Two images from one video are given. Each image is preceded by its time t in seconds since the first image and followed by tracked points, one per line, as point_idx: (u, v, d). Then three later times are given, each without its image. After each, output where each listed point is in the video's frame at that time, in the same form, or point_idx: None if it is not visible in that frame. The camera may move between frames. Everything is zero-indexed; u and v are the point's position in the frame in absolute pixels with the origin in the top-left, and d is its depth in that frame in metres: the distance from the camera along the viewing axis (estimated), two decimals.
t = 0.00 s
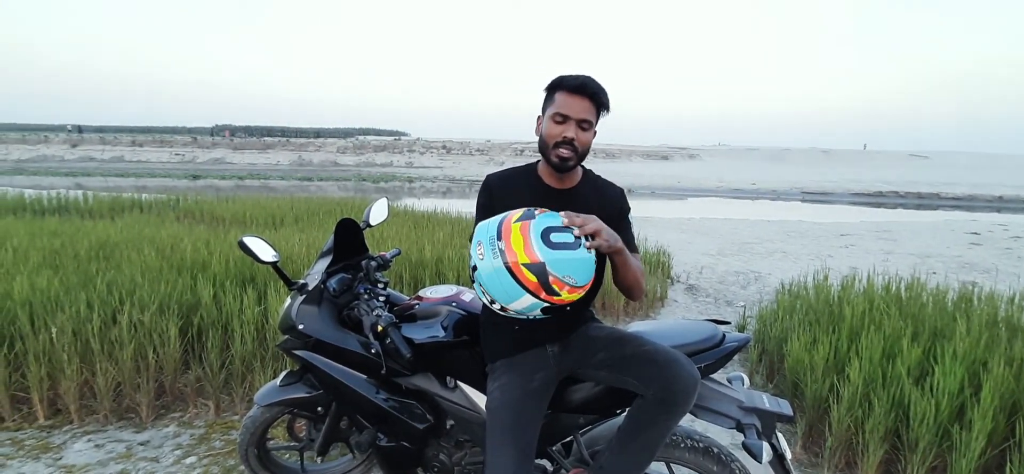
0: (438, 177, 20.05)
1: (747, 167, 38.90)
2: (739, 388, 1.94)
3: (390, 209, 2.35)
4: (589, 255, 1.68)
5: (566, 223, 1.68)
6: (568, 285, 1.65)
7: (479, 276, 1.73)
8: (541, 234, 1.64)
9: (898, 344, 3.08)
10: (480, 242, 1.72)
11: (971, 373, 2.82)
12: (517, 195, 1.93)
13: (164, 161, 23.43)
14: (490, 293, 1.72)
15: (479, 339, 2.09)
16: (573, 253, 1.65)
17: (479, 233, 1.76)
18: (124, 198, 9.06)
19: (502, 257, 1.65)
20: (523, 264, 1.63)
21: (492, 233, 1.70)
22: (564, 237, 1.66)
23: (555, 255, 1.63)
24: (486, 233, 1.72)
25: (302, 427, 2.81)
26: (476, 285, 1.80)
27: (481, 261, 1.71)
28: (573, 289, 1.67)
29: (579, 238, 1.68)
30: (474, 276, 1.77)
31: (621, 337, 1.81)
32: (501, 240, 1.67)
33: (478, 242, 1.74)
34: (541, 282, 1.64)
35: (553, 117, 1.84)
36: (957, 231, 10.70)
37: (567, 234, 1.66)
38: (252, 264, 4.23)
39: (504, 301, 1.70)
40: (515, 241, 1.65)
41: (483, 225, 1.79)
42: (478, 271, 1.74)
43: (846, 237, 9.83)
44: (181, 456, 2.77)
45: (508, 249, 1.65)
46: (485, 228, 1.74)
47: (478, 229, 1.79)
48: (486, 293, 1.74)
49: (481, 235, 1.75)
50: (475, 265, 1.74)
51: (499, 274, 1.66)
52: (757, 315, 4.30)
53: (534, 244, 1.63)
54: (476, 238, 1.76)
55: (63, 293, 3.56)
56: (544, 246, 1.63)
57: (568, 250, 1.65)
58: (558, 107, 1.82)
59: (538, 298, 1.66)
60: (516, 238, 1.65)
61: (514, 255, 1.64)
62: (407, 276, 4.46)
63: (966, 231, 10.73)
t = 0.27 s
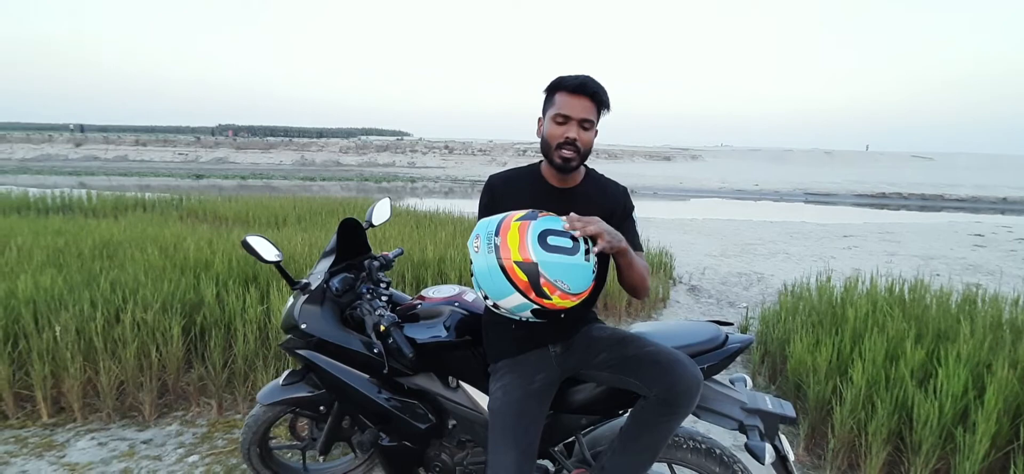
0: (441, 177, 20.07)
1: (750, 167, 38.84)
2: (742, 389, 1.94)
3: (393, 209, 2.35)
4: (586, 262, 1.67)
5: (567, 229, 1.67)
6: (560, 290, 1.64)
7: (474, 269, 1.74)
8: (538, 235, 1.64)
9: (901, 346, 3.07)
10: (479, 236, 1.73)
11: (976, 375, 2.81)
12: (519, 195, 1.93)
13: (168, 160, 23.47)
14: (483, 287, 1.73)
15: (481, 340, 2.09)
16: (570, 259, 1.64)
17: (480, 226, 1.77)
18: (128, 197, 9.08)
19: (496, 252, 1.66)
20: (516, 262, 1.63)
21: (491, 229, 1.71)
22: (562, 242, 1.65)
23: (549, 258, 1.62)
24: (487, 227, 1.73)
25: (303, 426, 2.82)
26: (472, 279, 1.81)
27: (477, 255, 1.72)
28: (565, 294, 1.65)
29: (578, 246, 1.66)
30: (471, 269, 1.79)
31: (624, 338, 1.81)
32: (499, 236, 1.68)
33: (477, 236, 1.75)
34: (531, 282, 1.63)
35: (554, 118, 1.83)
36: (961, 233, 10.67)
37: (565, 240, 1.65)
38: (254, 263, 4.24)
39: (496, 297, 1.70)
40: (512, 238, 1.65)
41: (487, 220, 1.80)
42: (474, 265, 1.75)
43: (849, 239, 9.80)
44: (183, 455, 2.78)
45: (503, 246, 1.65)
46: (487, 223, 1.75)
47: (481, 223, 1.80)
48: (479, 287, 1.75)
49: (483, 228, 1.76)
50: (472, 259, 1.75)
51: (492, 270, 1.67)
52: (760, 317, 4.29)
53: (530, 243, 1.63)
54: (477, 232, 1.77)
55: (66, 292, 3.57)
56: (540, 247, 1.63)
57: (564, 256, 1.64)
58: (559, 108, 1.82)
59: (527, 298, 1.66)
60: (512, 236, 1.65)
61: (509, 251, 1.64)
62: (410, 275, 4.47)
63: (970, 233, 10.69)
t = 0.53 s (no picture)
0: (443, 177, 20.08)
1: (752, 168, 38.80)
2: (744, 390, 1.94)
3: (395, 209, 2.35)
4: (586, 266, 1.67)
5: (568, 233, 1.67)
6: (560, 294, 1.64)
7: (474, 272, 1.74)
8: (539, 239, 1.64)
9: (904, 347, 3.06)
10: (480, 239, 1.73)
11: (979, 376, 2.80)
12: (521, 195, 1.93)
13: (171, 160, 23.51)
14: (484, 291, 1.73)
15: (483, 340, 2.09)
16: (570, 263, 1.64)
17: (481, 229, 1.77)
18: (131, 197, 9.10)
19: (497, 256, 1.66)
20: (517, 266, 1.63)
21: (492, 232, 1.71)
22: (563, 245, 1.65)
23: (549, 262, 1.62)
24: (488, 229, 1.74)
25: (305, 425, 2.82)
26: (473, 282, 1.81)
27: (478, 258, 1.72)
28: (566, 298, 1.65)
29: (579, 249, 1.67)
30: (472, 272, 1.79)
31: (625, 338, 1.81)
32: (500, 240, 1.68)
33: (478, 239, 1.75)
34: (532, 286, 1.63)
35: (554, 119, 1.84)
36: (964, 234, 10.64)
37: (566, 243, 1.65)
38: (256, 263, 4.25)
39: (496, 300, 1.70)
40: (513, 241, 1.65)
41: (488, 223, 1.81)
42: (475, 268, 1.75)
43: (852, 240, 9.79)
44: (185, 454, 2.78)
45: (504, 249, 1.65)
46: (487, 226, 1.75)
47: (483, 226, 1.81)
48: (480, 290, 1.75)
49: (484, 231, 1.76)
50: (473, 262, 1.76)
51: (493, 273, 1.67)
52: (761, 318, 4.28)
53: (531, 247, 1.63)
54: (477, 235, 1.77)
55: (70, 291, 3.58)
56: (541, 251, 1.63)
57: (565, 260, 1.64)
58: (558, 109, 1.82)
59: (528, 302, 1.65)
60: (513, 239, 1.65)
61: (509, 255, 1.64)
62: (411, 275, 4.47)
63: (973, 234, 10.67)
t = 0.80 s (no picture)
0: (445, 177, 20.10)
1: (754, 169, 38.77)
2: (745, 391, 1.94)
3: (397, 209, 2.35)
4: (587, 276, 1.67)
5: (571, 242, 1.67)
6: (559, 303, 1.64)
7: (476, 274, 1.75)
8: (542, 247, 1.64)
9: (906, 348, 3.05)
10: (483, 241, 1.73)
11: (981, 378, 2.80)
12: (522, 197, 1.93)
13: (173, 160, 23.55)
14: (484, 294, 1.74)
15: (484, 340, 2.09)
16: (571, 273, 1.64)
17: (485, 232, 1.77)
18: (133, 196, 9.11)
19: (498, 261, 1.66)
20: (517, 273, 1.63)
21: (495, 236, 1.71)
22: (565, 254, 1.65)
23: (550, 270, 1.62)
24: (491, 232, 1.74)
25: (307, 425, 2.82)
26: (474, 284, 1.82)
27: (479, 261, 1.72)
28: (565, 307, 1.65)
29: (581, 259, 1.66)
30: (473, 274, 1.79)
31: (626, 339, 1.81)
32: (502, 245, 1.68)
33: (481, 241, 1.75)
34: (531, 293, 1.63)
35: (554, 122, 1.84)
36: (967, 235, 10.62)
37: (568, 253, 1.65)
38: (259, 263, 4.25)
39: (496, 305, 1.71)
40: (515, 248, 1.65)
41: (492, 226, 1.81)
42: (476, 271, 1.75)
43: (854, 240, 9.78)
44: (187, 453, 2.79)
45: (505, 255, 1.66)
46: (491, 229, 1.75)
47: (487, 228, 1.81)
48: (480, 292, 1.75)
49: (487, 234, 1.76)
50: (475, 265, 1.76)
51: (493, 278, 1.68)
52: (763, 318, 4.28)
53: (532, 255, 1.63)
54: (481, 237, 1.78)
55: (73, 290, 3.59)
56: (542, 259, 1.63)
57: (566, 269, 1.64)
58: (559, 112, 1.82)
59: (526, 309, 1.66)
60: (516, 246, 1.65)
61: (511, 261, 1.64)
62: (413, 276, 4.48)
63: (976, 235, 10.65)
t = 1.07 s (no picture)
0: (445, 177, 20.08)
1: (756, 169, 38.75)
2: (746, 392, 1.93)
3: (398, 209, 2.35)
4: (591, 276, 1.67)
5: (577, 241, 1.67)
6: (562, 301, 1.64)
7: (479, 267, 1.75)
8: (548, 244, 1.64)
9: (908, 350, 3.05)
10: (489, 234, 1.73)
11: (982, 379, 2.79)
12: (524, 196, 1.93)
13: (175, 159, 23.58)
14: (486, 288, 1.74)
15: (485, 340, 2.09)
16: (575, 272, 1.64)
17: (491, 226, 1.78)
18: (135, 196, 9.12)
19: (503, 254, 1.66)
20: (521, 268, 1.63)
21: (502, 230, 1.72)
22: (570, 253, 1.65)
23: (555, 267, 1.62)
24: (498, 226, 1.74)
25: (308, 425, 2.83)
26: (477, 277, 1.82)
27: (484, 254, 1.72)
28: (567, 305, 1.65)
29: (586, 258, 1.66)
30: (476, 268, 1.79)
31: (628, 339, 1.81)
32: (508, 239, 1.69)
33: (487, 235, 1.75)
34: (534, 289, 1.63)
35: (558, 120, 1.84)
36: (969, 237, 10.61)
37: (574, 252, 1.65)
38: (260, 262, 4.26)
39: (498, 299, 1.70)
40: (521, 242, 1.65)
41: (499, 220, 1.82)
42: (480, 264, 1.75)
43: (855, 241, 9.76)
44: (188, 452, 2.79)
45: (511, 249, 1.66)
46: (497, 224, 1.76)
47: (493, 223, 1.81)
48: (483, 286, 1.75)
49: (493, 228, 1.76)
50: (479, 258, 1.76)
51: (497, 271, 1.68)
52: (764, 319, 4.28)
53: (538, 251, 1.63)
54: (487, 231, 1.78)
55: (75, 289, 3.60)
56: (547, 255, 1.63)
57: (570, 268, 1.64)
58: (562, 110, 1.83)
59: (528, 305, 1.65)
60: (522, 240, 1.66)
61: (516, 255, 1.64)
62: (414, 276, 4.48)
63: (978, 237, 10.63)
